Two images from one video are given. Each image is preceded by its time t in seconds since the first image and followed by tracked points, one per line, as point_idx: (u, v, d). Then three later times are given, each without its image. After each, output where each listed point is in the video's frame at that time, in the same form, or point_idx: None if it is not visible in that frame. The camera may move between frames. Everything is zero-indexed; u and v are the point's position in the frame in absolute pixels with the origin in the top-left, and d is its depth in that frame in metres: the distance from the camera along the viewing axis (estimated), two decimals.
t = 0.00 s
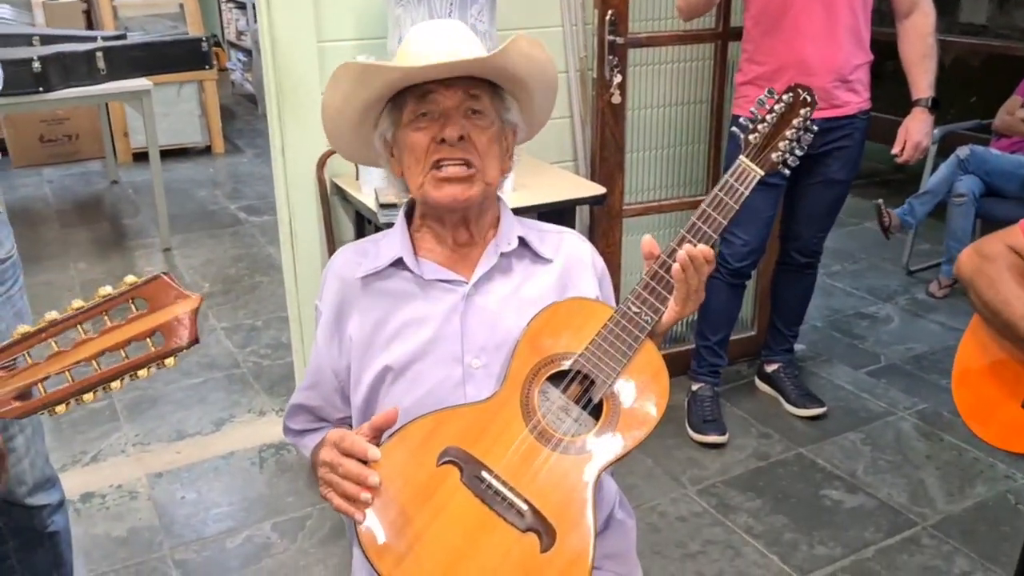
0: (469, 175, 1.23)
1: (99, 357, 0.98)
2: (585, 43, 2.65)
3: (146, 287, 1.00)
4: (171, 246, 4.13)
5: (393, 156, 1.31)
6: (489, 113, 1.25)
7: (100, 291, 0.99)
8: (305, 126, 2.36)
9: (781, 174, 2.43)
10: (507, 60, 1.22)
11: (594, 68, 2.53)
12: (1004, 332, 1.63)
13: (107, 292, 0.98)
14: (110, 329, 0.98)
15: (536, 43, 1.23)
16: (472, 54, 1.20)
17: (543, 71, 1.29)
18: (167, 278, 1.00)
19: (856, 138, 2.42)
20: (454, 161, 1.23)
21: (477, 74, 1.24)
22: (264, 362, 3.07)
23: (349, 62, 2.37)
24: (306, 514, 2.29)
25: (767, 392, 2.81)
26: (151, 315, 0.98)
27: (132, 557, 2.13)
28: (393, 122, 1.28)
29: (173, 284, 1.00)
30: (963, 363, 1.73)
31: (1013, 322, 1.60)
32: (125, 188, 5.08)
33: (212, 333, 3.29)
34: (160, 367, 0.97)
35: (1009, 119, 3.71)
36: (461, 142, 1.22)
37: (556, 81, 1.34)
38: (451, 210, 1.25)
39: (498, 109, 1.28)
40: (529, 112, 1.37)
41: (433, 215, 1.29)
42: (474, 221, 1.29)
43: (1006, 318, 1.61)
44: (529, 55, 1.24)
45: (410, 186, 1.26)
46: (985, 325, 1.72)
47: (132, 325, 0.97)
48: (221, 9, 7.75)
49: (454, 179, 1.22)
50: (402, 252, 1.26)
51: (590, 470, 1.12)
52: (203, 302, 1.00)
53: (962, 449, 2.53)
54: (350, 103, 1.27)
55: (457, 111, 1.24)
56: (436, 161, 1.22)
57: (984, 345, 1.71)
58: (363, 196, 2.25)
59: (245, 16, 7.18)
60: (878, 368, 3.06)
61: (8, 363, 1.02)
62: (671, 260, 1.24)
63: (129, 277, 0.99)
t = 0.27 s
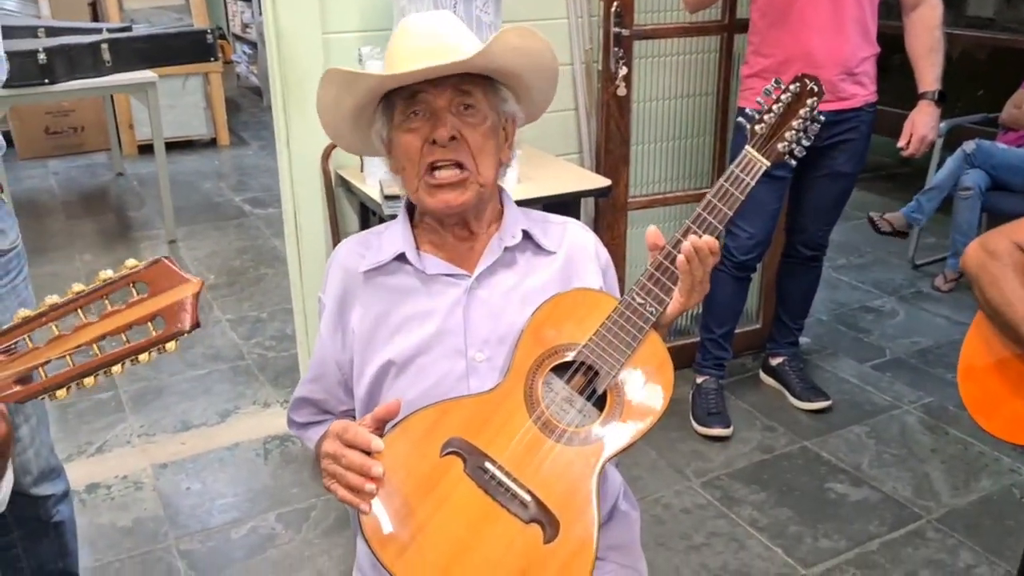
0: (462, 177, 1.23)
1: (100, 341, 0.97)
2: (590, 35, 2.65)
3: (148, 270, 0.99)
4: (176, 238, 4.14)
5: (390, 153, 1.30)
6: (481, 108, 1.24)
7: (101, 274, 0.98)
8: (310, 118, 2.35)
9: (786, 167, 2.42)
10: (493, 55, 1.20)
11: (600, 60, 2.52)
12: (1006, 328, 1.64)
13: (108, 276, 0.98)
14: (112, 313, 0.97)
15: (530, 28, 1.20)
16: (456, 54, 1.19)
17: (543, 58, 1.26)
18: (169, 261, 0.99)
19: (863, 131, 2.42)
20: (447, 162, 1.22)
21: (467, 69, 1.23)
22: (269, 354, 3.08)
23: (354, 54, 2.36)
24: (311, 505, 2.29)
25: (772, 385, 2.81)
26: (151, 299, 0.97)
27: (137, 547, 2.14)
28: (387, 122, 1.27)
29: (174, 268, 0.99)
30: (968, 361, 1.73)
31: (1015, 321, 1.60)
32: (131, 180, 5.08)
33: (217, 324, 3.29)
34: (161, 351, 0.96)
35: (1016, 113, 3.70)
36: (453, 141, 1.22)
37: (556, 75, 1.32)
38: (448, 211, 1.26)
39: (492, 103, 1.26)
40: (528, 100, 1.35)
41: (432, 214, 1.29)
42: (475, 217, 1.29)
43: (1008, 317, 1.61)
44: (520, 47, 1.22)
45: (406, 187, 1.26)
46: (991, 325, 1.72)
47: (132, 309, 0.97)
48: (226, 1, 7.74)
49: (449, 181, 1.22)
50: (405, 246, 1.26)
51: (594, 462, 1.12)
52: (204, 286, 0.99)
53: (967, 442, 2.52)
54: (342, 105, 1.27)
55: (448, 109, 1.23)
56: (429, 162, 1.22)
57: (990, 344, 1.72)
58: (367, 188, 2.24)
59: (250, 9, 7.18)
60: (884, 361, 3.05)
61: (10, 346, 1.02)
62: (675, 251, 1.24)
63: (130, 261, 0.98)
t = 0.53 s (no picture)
0: (487, 150, 1.21)
1: (87, 294, 0.93)
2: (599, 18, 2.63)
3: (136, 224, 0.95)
4: (181, 222, 4.13)
5: (401, 131, 1.28)
6: (502, 84, 1.24)
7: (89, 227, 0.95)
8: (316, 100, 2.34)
9: (794, 151, 2.40)
10: (520, 30, 1.20)
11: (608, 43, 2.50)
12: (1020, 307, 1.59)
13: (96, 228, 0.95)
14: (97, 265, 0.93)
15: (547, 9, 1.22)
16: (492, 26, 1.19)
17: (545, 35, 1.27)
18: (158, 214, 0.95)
19: (873, 116, 2.40)
20: (472, 136, 1.21)
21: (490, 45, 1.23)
22: (274, 338, 3.07)
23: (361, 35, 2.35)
24: (317, 488, 2.29)
25: (778, 370, 2.80)
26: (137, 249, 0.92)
27: (143, 528, 2.14)
28: (404, 97, 1.25)
29: (163, 222, 0.95)
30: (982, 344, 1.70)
31: None
32: (136, 164, 5.08)
33: (222, 308, 3.29)
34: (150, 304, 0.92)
35: None
36: (479, 116, 1.21)
37: (553, 45, 1.32)
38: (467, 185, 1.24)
39: (509, 79, 1.26)
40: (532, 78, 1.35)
41: (443, 190, 1.27)
42: (487, 195, 1.28)
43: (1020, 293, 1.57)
44: (538, 24, 1.23)
45: (425, 162, 1.24)
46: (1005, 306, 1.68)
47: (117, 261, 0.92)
48: None
49: (473, 154, 1.21)
50: (412, 225, 1.25)
51: (601, 442, 1.12)
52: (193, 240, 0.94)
53: (974, 429, 2.51)
54: (359, 77, 1.24)
55: (471, 83, 1.22)
56: (455, 134, 1.21)
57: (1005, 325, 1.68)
58: (374, 170, 2.23)
59: None
60: (891, 348, 3.04)
61: None
62: (680, 229, 1.23)
63: (118, 213, 0.95)
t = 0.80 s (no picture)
0: (497, 132, 1.21)
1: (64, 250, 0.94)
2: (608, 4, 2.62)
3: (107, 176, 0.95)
4: (188, 208, 4.14)
5: (413, 109, 1.29)
6: (516, 67, 1.24)
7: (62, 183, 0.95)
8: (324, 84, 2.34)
9: (804, 138, 2.40)
10: (537, 12, 1.20)
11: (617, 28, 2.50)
12: (1022, 294, 1.60)
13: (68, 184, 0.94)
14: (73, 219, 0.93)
15: None
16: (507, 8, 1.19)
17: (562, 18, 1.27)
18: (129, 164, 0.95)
19: (883, 103, 2.39)
20: (483, 117, 1.21)
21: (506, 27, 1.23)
22: (282, 323, 3.08)
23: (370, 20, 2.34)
24: (324, 471, 2.30)
25: (785, 358, 2.80)
26: (111, 204, 0.93)
27: (152, 510, 2.15)
28: (417, 75, 1.25)
29: (135, 172, 0.95)
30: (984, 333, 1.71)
31: None
32: (144, 149, 5.08)
33: (229, 293, 3.29)
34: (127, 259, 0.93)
35: None
36: (491, 97, 1.21)
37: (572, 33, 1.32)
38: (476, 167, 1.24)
39: (524, 62, 1.26)
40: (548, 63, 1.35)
41: (455, 170, 1.27)
42: (498, 178, 1.27)
43: None
44: (555, 7, 1.23)
45: (436, 141, 1.24)
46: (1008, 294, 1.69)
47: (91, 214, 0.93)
48: None
49: (483, 134, 1.21)
50: (424, 206, 1.25)
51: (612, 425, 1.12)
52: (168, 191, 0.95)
53: (981, 417, 2.51)
54: (374, 55, 1.25)
55: (485, 64, 1.22)
56: (465, 114, 1.21)
57: (1006, 313, 1.69)
58: (382, 155, 2.23)
59: None
60: (898, 336, 3.04)
61: None
62: (694, 214, 1.21)
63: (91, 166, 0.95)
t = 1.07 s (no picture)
0: (500, 126, 1.22)
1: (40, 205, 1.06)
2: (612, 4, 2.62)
3: (67, 135, 1.06)
4: (192, 207, 4.15)
5: (419, 106, 1.30)
6: (519, 63, 1.25)
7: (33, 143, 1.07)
8: (328, 84, 2.35)
9: (807, 139, 2.40)
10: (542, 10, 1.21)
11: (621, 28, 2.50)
12: None
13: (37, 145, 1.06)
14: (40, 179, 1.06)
15: None
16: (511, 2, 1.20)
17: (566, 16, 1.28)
18: (88, 125, 1.06)
19: (885, 105, 2.39)
20: (485, 112, 1.22)
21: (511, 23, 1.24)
22: (285, 322, 3.09)
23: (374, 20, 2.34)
24: (327, 470, 2.31)
25: (788, 359, 2.80)
26: (73, 164, 1.05)
27: (154, 508, 2.16)
28: (422, 72, 1.26)
29: (93, 134, 1.06)
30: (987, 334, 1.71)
31: None
32: (148, 148, 5.09)
33: (233, 292, 3.30)
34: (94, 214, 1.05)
35: None
36: (493, 92, 1.22)
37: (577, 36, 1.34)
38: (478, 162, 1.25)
39: (527, 61, 1.27)
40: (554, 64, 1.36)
41: (459, 167, 1.28)
42: (500, 175, 1.28)
43: None
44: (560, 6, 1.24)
45: (439, 136, 1.25)
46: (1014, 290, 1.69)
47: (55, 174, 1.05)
48: None
49: (486, 127, 1.21)
50: (428, 205, 1.26)
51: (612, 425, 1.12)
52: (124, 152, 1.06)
53: (983, 419, 2.51)
54: (380, 53, 1.26)
55: (488, 60, 1.23)
56: (468, 109, 1.21)
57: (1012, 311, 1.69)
58: (386, 155, 2.23)
59: None
60: (900, 338, 3.04)
61: None
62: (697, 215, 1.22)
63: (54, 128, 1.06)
